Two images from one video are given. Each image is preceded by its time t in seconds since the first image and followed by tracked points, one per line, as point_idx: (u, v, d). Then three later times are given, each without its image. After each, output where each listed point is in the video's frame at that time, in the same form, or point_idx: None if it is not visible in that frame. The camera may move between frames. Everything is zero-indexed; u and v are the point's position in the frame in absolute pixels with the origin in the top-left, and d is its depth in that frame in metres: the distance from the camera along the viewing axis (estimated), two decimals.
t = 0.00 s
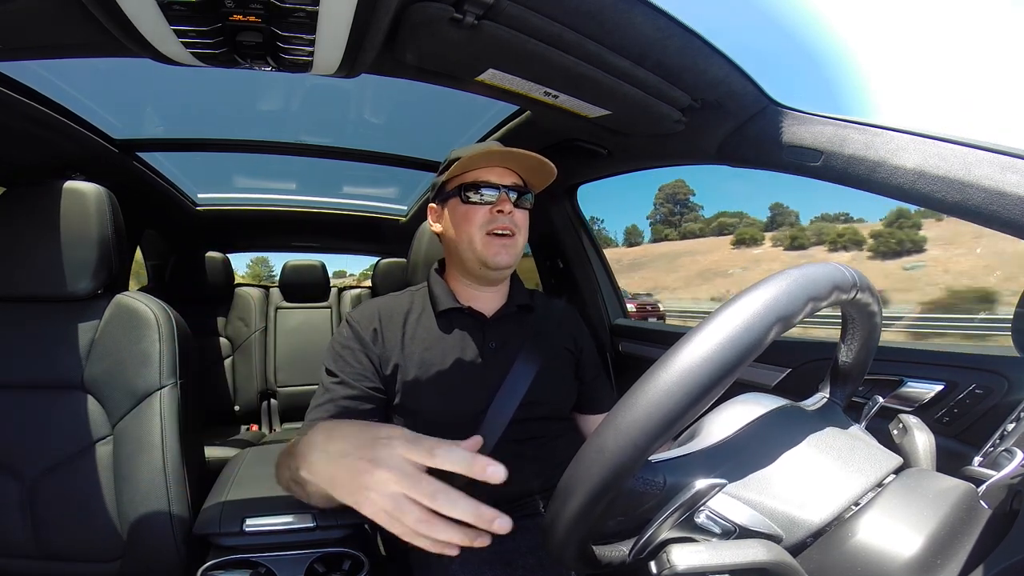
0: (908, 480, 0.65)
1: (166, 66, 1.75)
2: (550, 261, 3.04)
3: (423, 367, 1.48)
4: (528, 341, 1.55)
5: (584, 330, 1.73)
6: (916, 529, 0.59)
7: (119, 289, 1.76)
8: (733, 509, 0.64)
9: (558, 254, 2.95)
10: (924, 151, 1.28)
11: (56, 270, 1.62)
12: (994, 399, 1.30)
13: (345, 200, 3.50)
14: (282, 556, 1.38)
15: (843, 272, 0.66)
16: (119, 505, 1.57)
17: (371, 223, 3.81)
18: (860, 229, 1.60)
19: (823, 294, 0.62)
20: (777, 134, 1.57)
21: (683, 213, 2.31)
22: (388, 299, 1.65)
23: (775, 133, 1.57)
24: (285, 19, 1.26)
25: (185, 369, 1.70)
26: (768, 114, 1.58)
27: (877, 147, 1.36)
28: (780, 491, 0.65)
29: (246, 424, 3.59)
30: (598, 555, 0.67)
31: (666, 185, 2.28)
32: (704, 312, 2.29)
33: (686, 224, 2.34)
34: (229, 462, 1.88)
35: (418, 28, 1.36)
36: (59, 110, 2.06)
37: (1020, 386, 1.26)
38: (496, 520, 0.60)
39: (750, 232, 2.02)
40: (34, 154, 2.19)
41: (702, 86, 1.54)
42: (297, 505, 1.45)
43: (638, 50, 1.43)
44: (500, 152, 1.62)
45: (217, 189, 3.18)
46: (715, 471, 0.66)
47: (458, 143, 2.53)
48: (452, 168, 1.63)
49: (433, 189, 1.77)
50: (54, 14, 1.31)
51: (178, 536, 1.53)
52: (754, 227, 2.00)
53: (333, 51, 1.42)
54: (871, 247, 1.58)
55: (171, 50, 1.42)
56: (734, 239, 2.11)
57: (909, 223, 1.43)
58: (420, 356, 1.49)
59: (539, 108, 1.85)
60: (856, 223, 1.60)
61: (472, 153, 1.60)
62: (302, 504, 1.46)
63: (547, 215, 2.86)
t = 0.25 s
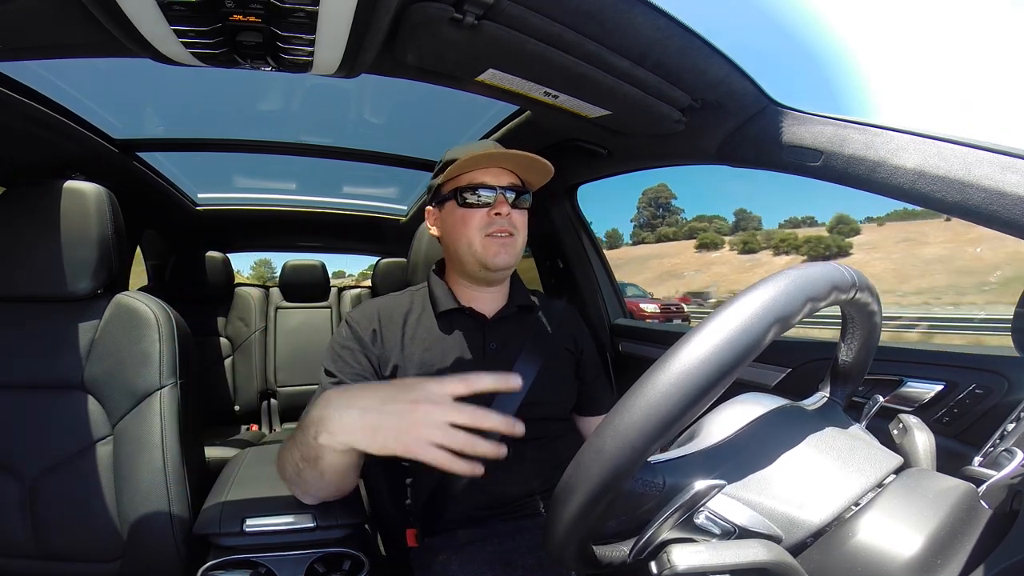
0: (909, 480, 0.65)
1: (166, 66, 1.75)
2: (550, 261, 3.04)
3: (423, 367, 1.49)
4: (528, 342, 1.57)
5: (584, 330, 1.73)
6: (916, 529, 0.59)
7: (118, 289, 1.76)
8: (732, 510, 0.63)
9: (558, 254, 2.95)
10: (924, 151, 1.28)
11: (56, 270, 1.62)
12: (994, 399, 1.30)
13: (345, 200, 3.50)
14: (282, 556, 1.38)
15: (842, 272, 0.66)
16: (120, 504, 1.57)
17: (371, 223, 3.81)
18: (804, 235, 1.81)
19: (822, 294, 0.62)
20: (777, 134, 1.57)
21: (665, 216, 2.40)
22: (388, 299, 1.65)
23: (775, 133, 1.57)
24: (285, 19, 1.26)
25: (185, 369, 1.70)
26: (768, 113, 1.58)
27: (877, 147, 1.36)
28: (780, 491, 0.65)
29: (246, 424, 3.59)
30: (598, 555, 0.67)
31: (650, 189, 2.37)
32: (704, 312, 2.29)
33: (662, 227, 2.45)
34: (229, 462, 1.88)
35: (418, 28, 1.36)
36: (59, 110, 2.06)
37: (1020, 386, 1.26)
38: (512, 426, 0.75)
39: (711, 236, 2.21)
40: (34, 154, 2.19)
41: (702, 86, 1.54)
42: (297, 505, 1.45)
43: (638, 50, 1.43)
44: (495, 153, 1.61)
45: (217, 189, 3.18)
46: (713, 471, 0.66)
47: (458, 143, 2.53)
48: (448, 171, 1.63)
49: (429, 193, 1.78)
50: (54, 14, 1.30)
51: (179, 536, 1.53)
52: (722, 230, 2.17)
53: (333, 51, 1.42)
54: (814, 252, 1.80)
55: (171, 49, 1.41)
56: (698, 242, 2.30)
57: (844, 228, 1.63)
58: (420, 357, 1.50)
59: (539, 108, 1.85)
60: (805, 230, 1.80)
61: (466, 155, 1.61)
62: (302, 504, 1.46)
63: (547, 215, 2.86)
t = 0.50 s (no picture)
0: (909, 480, 0.65)
1: (166, 66, 1.75)
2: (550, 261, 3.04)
3: (422, 367, 1.48)
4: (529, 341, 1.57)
5: (584, 330, 1.73)
6: (916, 529, 0.59)
7: (119, 289, 1.76)
8: (732, 509, 0.63)
9: (558, 254, 2.95)
10: (924, 151, 1.28)
11: (56, 269, 1.62)
12: (994, 399, 1.30)
13: (345, 200, 3.50)
14: (282, 556, 1.38)
15: (842, 272, 0.66)
16: (120, 504, 1.57)
17: (370, 223, 3.81)
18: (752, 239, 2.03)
19: (821, 294, 0.62)
20: (777, 134, 1.57)
21: (648, 218, 2.51)
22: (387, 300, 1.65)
23: (774, 133, 1.58)
24: (285, 19, 1.26)
25: (184, 369, 1.70)
26: (768, 114, 1.58)
27: (877, 147, 1.36)
28: (780, 491, 0.65)
29: (246, 424, 3.59)
30: (598, 555, 0.66)
31: (634, 193, 2.47)
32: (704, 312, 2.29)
33: (641, 230, 2.60)
34: (229, 462, 1.88)
35: (418, 28, 1.36)
36: (60, 110, 2.07)
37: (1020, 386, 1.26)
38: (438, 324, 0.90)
39: (678, 240, 2.41)
40: (34, 154, 2.19)
41: (702, 86, 1.54)
42: (297, 505, 1.45)
43: (638, 50, 1.43)
44: (468, 151, 1.61)
45: (217, 189, 3.18)
46: (713, 472, 0.67)
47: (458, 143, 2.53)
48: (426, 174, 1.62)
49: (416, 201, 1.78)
50: (54, 14, 1.30)
51: (179, 535, 1.53)
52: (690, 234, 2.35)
53: (333, 51, 1.42)
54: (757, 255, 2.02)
55: (171, 49, 1.41)
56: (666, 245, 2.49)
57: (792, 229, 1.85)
58: (419, 356, 1.50)
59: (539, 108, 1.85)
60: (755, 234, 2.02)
61: (442, 156, 1.61)
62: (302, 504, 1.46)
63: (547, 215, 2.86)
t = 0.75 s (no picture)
0: (909, 480, 0.65)
1: (165, 66, 1.75)
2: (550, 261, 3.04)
3: (421, 367, 1.48)
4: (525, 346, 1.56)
5: (585, 330, 1.73)
6: (915, 529, 0.59)
7: (119, 289, 1.76)
8: (733, 508, 0.64)
9: (558, 254, 2.95)
10: (924, 151, 1.28)
11: (56, 269, 1.62)
12: (994, 399, 1.30)
13: (345, 200, 3.50)
14: (282, 556, 1.38)
15: (844, 273, 0.66)
16: (120, 504, 1.57)
17: (371, 223, 3.81)
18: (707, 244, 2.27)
19: (823, 293, 0.62)
20: (778, 134, 1.57)
21: (634, 221, 2.60)
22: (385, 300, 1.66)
23: (775, 133, 1.57)
24: (286, 19, 1.26)
25: (185, 369, 1.70)
26: (768, 114, 1.58)
27: (877, 147, 1.36)
28: (780, 491, 0.65)
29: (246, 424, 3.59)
30: (597, 554, 0.65)
31: (620, 197, 2.55)
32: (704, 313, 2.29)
33: (622, 232, 2.71)
34: (229, 462, 1.88)
35: (418, 28, 1.36)
36: (60, 110, 2.07)
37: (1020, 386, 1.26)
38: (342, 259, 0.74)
39: (648, 245, 2.56)
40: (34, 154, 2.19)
41: (702, 86, 1.54)
42: (297, 505, 1.45)
43: (638, 50, 1.43)
44: (472, 150, 1.61)
45: (217, 189, 3.18)
46: (713, 471, 0.67)
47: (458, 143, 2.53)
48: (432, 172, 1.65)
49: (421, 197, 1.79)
50: (53, 13, 1.30)
51: (178, 535, 1.53)
52: (664, 238, 2.49)
53: (333, 51, 1.42)
54: (710, 259, 2.26)
55: (171, 49, 1.41)
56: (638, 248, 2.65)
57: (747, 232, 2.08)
58: (417, 356, 1.50)
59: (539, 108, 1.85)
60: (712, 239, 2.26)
61: (446, 153, 1.61)
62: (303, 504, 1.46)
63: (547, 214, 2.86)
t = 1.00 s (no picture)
0: (909, 480, 0.65)
1: (165, 66, 1.75)
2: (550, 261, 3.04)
3: (424, 367, 1.48)
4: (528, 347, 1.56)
5: (585, 330, 1.73)
6: (916, 529, 0.59)
7: (119, 289, 1.76)
8: (736, 507, 0.64)
9: (558, 254, 2.96)
10: (924, 151, 1.28)
11: (56, 269, 1.62)
12: (994, 399, 1.30)
13: (345, 200, 3.50)
14: (282, 555, 1.38)
15: (846, 272, 0.66)
16: (119, 505, 1.57)
17: (371, 223, 3.81)
18: (669, 249, 2.46)
19: (826, 291, 0.62)
20: (778, 134, 1.57)
21: (618, 225, 2.70)
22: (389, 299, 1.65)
23: (775, 133, 1.58)
24: (285, 19, 1.26)
25: (185, 369, 1.70)
26: (768, 114, 1.58)
27: (877, 147, 1.36)
28: (781, 490, 0.65)
29: (246, 424, 3.59)
30: (597, 554, 0.64)
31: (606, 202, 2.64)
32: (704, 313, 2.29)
33: (605, 234, 2.83)
34: (229, 462, 1.88)
35: (418, 28, 1.36)
36: (60, 110, 2.07)
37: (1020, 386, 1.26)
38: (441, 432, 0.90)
39: (623, 248, 2.73)
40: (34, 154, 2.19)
41: (702, 86, 1.54)
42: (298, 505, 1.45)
43: (638, 50, 1.42)
44: (486, 151, 1.62)
45: (217, 189, 3.18)
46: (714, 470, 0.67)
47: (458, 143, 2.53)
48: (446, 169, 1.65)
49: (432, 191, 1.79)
50: (53, 14, 1.30)
51: (178, 535, 1.53)
52: (641, 242, 2.61)
53: (333, 51, 1.42)
54: (670, 263, 2.48)
55: (171, 49, 1.41)
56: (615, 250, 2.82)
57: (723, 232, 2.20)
58: (422, 356, 1.49)
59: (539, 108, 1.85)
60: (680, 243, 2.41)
61: (461, 152, 1.61)
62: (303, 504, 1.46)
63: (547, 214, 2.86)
